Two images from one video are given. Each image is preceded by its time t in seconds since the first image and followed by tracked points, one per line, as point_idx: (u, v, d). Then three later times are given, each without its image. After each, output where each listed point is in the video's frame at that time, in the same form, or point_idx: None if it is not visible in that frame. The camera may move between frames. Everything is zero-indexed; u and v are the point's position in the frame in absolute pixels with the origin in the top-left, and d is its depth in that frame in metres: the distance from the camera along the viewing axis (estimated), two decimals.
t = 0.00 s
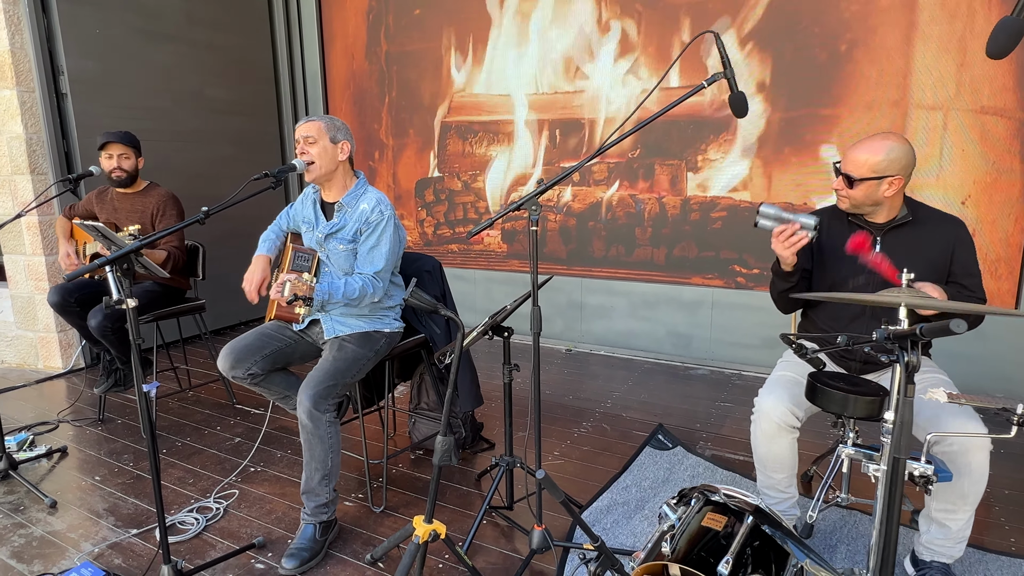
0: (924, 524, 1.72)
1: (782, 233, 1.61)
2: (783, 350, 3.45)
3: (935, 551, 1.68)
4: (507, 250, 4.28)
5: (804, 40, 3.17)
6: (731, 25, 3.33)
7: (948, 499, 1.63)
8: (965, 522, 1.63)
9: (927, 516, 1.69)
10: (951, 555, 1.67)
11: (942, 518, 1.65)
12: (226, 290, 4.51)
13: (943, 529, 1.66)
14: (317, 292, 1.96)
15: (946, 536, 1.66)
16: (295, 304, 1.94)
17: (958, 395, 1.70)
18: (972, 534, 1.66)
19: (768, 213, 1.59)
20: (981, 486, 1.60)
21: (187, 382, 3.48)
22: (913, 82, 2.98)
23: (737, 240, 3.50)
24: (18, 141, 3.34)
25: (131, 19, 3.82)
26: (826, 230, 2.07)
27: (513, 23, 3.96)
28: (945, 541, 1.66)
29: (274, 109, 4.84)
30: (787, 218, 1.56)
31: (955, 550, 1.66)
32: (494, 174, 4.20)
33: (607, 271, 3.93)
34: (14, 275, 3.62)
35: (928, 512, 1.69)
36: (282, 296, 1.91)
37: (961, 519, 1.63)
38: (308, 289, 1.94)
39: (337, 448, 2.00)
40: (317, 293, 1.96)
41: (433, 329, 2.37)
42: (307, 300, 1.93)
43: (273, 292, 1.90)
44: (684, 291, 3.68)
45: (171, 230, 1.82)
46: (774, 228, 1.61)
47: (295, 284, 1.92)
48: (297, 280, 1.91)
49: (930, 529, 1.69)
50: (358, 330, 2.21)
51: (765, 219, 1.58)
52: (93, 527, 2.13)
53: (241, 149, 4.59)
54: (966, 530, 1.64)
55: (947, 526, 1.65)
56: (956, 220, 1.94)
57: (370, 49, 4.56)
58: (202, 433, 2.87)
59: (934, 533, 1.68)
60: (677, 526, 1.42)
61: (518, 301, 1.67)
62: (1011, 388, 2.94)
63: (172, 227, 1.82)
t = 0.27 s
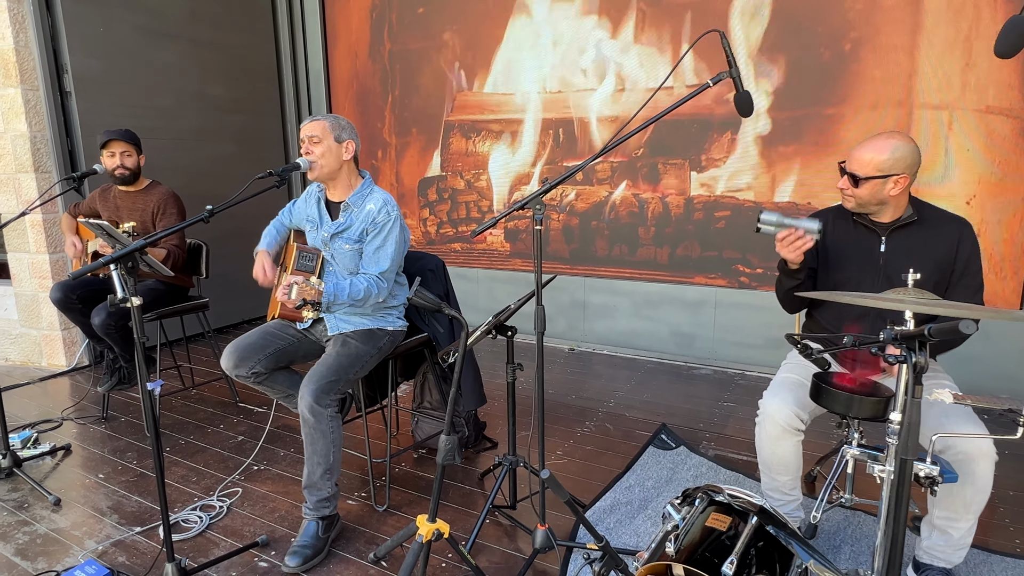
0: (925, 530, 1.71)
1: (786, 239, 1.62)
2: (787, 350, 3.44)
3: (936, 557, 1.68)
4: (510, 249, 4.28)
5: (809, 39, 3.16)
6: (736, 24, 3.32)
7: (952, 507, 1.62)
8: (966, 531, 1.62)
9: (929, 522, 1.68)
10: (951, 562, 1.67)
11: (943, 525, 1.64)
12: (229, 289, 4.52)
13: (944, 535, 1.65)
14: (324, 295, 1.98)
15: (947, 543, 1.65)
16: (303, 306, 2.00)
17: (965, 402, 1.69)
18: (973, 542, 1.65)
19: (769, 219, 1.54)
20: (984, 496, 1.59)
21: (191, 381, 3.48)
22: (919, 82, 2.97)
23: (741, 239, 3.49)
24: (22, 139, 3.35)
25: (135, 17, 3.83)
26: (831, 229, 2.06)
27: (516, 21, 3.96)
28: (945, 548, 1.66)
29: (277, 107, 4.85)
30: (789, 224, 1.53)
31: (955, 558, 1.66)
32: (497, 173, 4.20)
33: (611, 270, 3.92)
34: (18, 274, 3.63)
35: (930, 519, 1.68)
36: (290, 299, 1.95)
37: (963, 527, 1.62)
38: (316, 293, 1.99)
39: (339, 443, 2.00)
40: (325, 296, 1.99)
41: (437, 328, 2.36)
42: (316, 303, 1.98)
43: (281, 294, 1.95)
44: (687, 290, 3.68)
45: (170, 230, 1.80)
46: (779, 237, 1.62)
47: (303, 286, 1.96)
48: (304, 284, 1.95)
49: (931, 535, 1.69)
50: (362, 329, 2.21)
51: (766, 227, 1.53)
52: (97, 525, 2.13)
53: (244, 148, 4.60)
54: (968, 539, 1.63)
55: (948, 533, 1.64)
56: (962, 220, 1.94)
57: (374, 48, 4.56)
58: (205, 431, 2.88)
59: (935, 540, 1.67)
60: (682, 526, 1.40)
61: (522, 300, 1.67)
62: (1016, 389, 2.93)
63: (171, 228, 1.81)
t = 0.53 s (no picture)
0: (926, 527, 1.72)
1: (790, 249, 1.60)
2: (789, 349, 3.44)
3: (935, 555, 1.68)
4: (512, 248, 4.28)
5: (811, 38, 3.15)
6: (738, 23, 3.31)
7: (953, 504, 1.62)
8: (967, 528, 1.62)
9: (930, 519, 1.69)
10: (953, 560, 1.66)
11: (944, 522, 1.65)
12: (231, 287, 4.52)
13: (944, 532, 1.65)
14: (325, 292, 1.96)
15: (947, 541, 1.65)
16: (303, 305, 1.94)
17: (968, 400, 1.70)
18: (973, 541, 1.65)
19: (774, 230, 1.52)
20: (986, 493, 1.60)
21: (192, 379, 3.49)
22: (922, 81, 2.96)
23: (743, 238, 3.49)
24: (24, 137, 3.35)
25: (138, 15, 3.83)
26: (834, 229, 2.05)
27: (518, 20, 3.95)
28: (946, 546, 1.66)
29: (279, 105, 4.85)
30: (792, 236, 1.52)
31: (956, 556, 1.66)
32: (499, 171, 4.19)
33: (612, 269, 3.92)
34: (20, 271, 3.63)
35: (932, 516, 1.68)
36: (291, 296, 1.90)
37: (964, 524, 1.62)
38: (316, 290, 1.94)
39: (343, 445, 2.00)
40: (326, 293, 1.96)
41: (438, 326, 2.36)
42: (316, 300, 1.93)
43: (282, 291, 1.89)
44: (689, 290, 3.68)
45: (172, 229, 1.79)
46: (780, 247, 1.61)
47: (304, 284, 1.91)
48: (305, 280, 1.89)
49: (932, 533, 1.69)
50: (364, 328, 2.21)
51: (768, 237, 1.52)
52: (99, 522, 2.13)
53: (246, 146, 4.60)
54: (969, 536, 1.63)
55: (949, 530, 1.64)
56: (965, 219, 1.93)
57: (376, 47, 4.55)
58: (206, 429, 2.88)
59: (935, 537, 1.67)
60: (684, 525, 1.40)
61: (525, 299, 1.66)
62: (1018, 390, 2.92)
63: (173, 227, 1.79)
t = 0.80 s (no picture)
0: (929, 524, 1.71)
1: (795, 238, 1.59)
2: (789, 349, 3.44)
3: (941, 551, 1.67)
4: (512, 247, 4.27)
5: (812, 38, 3.15)
6: (739, 23, 3.31)
7: (957, 498, 1.62)
8: (972, 521, 1.63)
9: (933, 515, 1.68)
10: (958, 554, 1.66)
11: (949, 517, 1.64)
12: (231, 286, 4.51)
13: (950, 528, 1.65)
14: (329, 292, 1.97)
15: (953, 536, 1.65)
16: (306, 304, 1.96)
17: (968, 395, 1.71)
18: (977, 534, 1.65)
19: (780, 217, 1.53)
20: (989, 485, 1.60)
21: (192, 377, 3.49)
22: (923, 82, 2.96)
23: (743, 238, 3.48)
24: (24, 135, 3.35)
25: (138, 14, 3.82)
26: (834, 229, 2.04)
27: (519, 19, 3.95)
28: (952, 541, 1.65)
29: (279, 104, 4.84)
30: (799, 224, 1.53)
31: (961, 550, 1.66)
32: (499, 171, 4.19)
33: (612, 269, 3.92)
34: (20, 270, 3.63)
35: (935, 512, 1.68)
36: (293, 296, 1.91)
37: (968, 518, 1.62)
38: (319, 290, 1.96)
39: (342, 443, 2.00)
40: (329, 294, 1.97)
41: (439, 326, 2.36)
42: (320, 301, 1.96)
43: (285, 291, 1.91)
44: (688, 290, 3.68)
45: (173, 228, 1.79)
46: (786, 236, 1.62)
47: (307, 284, 1.92)
48: (308, 281, 1.92)
49: (936, 528, 1.69)
50: (364, 327, 2.21)
51: (775, 223, 1.52)
52: (99, 521, 2.13)
53: (246, 144, 4.59)
54: (973, 530, 1.63)
55: (954, 525, 1.64)
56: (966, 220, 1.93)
57: (376, 46, 4.55)
58: (206, 428, 2.88)
59: (940, 533, 1.67)
60: (684, 526, 1.41)
61: (525, 298, 1.66)
62: (1018, 390, 2.92)
63: (173, 225, 1.79)
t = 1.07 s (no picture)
0: (930, 520, 1.71)
1: (790, 246, 1.60)
2: (788, 348, 3.44)
3: (943, 548, 1.68)
4: (512, 245, 4.27)
5: (813, 37, 3.15)
6: (740, 21, 3.31)
7: (958, 495, 1.62)
8: (973, 518, 1.63)
9: (935, 512, 1.68)
10: (960, 551, 1.67)
11: (950, 514, 1.64)
12: (230, 284, 4.51)
13: (951, 525, 1.65)
14: (328, 292, 1.98)
15: (954, 532, 1.65)
16: (306, 304, 2.00)
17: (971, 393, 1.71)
18: (978, 531, 1.65)
19: (774, 227, 1.47)
20: (991, 481, 1.61)
21: (192, 375, 3.49)
22: (923, 80, 2.95)
23: (743, 237, 3.48)
24: (23, 132, 3.34)
25: (137, 11, 3.81)
26: (834, 229, 2.04)
27: (519, 17, 3.95)
28: (954, 537, 1.66)
29: (278, 102, 4.83)
30: (794, 233, 1.46)
31: (961, 547, 1.66)
32: (498, 169, 4.19)
33: (612, 267, 3.92)
34: (18, 267, 3.62)
35: (936, 508, 1.68)
36: (292, 297, 1.96)
37: (970, 514, 1.62)
38: (319, 291, 1.98)
39: (340, 438, 2.00)
40: (328, 293, 1.98)
41: (438, 323, 2.36)
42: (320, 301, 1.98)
43: (284, 293, 1.95)
44: (688, 288, 3.67)
45: (171, 226, 1.78)
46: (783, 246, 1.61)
47: (306, 284, 1.95)
48: (307, 282, 1.94)
49: (937, 525, 1.69)
50: (364, 325, 2.20)
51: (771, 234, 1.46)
52: (98, 518, 2.13)
53: (246, 142, 4.59)
54: (974, 527, 1.64)
55: (955, 522, 1.64)
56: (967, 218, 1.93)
57: (376, 44, 4.54)
58: (206, 426, 2.88)
59: (942, 530, 1.67)
60: (684, 524, 1.41)
61: (525, 296, 1.65)
62: (1017, 390, 2.92)
63: (172, 223, 1.78)
